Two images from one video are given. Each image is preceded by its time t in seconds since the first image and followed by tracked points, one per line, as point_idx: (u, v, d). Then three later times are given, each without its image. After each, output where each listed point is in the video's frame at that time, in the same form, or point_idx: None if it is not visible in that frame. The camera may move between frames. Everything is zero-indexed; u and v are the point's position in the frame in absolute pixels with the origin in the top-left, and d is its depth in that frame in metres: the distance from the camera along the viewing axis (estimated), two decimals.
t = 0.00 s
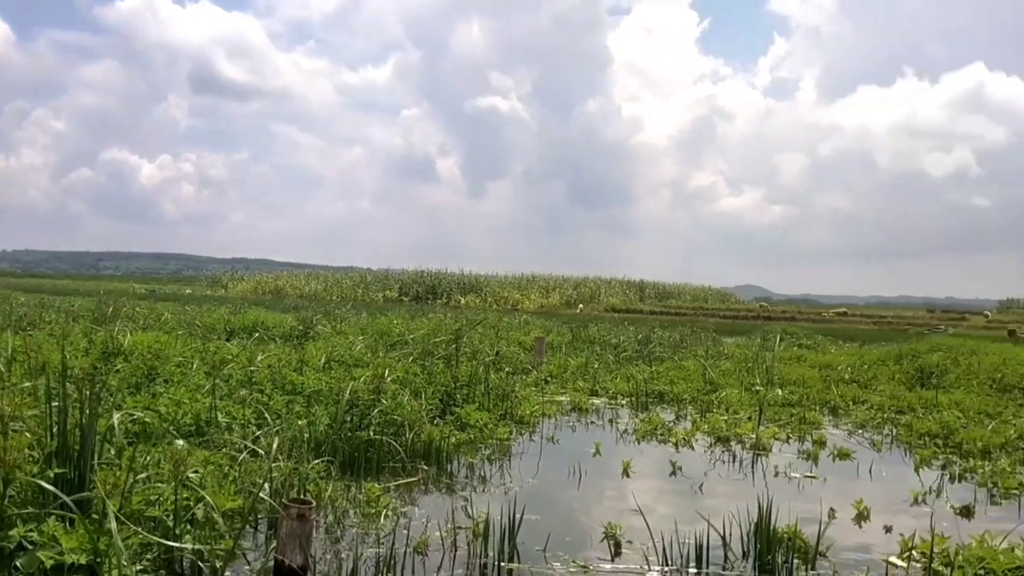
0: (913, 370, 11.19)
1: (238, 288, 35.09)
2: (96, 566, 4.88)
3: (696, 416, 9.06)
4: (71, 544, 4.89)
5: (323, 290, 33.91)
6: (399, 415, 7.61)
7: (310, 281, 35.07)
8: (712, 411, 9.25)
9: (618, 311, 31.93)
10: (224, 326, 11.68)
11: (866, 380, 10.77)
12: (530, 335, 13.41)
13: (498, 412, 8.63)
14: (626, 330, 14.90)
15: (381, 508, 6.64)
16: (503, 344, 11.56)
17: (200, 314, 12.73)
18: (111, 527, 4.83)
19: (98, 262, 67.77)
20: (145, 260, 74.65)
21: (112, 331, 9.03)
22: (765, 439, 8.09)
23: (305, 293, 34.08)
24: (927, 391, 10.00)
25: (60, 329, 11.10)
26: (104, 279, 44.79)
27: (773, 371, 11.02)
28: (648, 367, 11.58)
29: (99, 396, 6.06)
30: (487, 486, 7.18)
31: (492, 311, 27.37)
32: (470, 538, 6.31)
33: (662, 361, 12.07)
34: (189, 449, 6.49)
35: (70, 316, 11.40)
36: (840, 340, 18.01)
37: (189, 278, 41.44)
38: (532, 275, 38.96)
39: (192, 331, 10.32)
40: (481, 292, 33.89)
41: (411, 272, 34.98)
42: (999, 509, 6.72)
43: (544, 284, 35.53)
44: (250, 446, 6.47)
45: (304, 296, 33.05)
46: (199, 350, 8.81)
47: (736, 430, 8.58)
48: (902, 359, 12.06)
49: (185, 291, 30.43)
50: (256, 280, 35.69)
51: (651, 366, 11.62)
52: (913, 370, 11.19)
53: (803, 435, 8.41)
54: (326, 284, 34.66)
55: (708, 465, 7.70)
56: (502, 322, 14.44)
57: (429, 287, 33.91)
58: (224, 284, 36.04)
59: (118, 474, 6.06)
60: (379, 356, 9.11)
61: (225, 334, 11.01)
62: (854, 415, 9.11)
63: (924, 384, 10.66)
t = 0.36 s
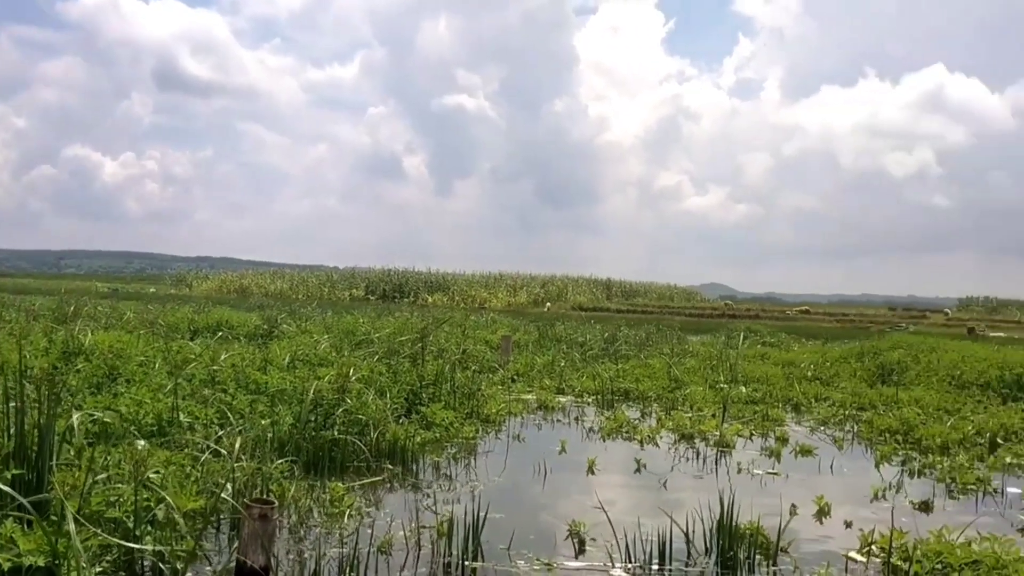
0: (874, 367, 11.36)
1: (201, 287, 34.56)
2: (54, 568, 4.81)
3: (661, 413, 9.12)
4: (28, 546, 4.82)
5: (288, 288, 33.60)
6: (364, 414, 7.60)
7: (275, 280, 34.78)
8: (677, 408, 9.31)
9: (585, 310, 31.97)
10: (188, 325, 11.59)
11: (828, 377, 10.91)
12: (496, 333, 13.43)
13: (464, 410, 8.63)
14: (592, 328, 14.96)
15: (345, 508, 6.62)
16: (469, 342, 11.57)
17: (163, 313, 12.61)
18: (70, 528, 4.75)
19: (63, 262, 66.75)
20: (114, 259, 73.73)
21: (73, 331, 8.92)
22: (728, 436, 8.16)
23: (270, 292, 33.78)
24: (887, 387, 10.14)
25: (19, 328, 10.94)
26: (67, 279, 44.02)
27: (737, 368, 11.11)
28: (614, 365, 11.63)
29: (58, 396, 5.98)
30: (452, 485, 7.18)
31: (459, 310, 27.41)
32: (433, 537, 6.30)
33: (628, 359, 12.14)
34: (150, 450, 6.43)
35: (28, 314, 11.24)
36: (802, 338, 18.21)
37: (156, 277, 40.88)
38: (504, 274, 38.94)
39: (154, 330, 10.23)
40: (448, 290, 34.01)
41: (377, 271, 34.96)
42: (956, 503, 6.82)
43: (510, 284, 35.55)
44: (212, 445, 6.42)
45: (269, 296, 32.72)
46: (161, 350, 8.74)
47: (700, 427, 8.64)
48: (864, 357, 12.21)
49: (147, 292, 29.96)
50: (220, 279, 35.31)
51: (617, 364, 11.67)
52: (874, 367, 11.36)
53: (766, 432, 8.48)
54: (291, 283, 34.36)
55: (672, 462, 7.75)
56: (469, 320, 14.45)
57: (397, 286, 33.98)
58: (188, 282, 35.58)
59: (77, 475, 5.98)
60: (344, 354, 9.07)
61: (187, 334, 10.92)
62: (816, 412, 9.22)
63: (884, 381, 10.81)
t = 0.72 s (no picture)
0: (836, 364, 11.50)
1: (163, 284, 34.12)
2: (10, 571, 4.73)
3: (626, 411, 9.17)
4: None
5: (252, 286, 33.31)
6: (327, 413, 7.57)
7: (238, 278, 34.47)
8: (641, 406, 9.37)
9: (553, 308, 32.03)
10: (150, 325, 11.48)
11: (790, 375, 11.03)
12: (461, 332, 13.44)
13: (429, 409, 8.62)
14: (558, 327, 15.01)
15: (308, 508, 6.59)
16: (435, 341, 11.56)
17: (124, 312, 12.46)
18: (26, 529, 4.67)
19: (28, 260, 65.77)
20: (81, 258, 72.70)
21: (31, 330, 8.81)
22: (692, 433, 8.21)
23: (233, 291, 33.47)
24: (848, 384, 10.28)
25: None
26: (29, 278, 43.28)
27: (700, 366, 11.19)
28: (578, 363, 11.68)
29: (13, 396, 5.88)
30: (416, 484, 7.17)
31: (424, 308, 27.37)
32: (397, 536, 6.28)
33: (592, 356, 12.19)
34: (109, 450, 6.36)
35: None
36: (766, 336, 18.38)
37: (121, 274, 40.33)
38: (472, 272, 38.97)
39: (115, 329, 10.11)
40: (414, 288, 34.01)
41: (343, 269, 34.82)
42: (914, 498, 6.92)
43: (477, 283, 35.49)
44: (173, 445, 6.35)
45: (232, 295, 32.43)
46: (121, 349, 8.65)
47: (664, 424, 8.70)
48: (825, 354, 12.34)
49: (106, 291, 29.53)
50: (182, 277, 34.92)
51: (582, 362, 11.72)
52: (835, 364, 11.51)
53: (728, 428, 8.55)
54: (253, 280, 34.02)
55: (636, 459, 7.79)
56: (435, 319, 14.45)
57: (362, 284, 33.88)
58: (149, 281, 35.14)
59: (34, 475, 5.89)
60: (307, 352, 9.02)
61: (148, 333, 10.82)
62: (779, 409, 9.31)
63: (845, 378, 10.96)
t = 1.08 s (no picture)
0: (783, 360, 11.69)
1: (109, 283, 33.64)
2: None
3: (577, 407, 9.22)
4: None
5: (200, 284, 32.86)
6: (275, 412, 7.52)
7: (187, 276, 34.02)
8: (592, 402, 9.43)
9: (504, 306, 32.14)
10: (94, 324, 11.26)
11: (738, 371, 11.18)
12: (413, 330, 13.39)
13: (379, 407, 8.59)
14: (509, 324, 15.05)
15: (255, 507, 6.51)
16: (385, 339, 11.52)
17: (65, 310, 12.22)
18: None
19: None
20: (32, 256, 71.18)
21: None
22: (641, 429, 8.28)
23: (181, 288, 32.99)
24: (794, 380, 10.45)
25: None
26: None
27: (650, 362, 11.28)
28: (530, 360, 11.71)
29: None
30: (367, 482, 7.14)
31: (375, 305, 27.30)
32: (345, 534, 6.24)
33: (544, 353, 12.23)
34: (50, 450, 6.25)
35: None
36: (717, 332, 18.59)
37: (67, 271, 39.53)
38: (427, 270, 38.88)
39: (57, 328, 9.91)
40: (365, 285, 33.93)
41: (292, 268, 34.59)
42: (858, 490, 7.05)
43: (429, 282, 35.58)
44: (116, 444, 6.24)
45: (179, 292, 31.99)
46: (65, 347, 8.58)
47: (614, 420, 8.76)
48: (773, 350, 12.52)
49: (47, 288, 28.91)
50: (129, 275, 34.31)
51: (533, 359, 11.75)
52: (783, 360, 11.69)
53: (678, 424, 8.64)
54: (203, 279, 33.57)
55: (587, 455, 7.83)
56: (385, 317, 14.40)
57: (312, 281, 33.65)
58: (95, 280, 34.51)
59: None
60: (256, 350, 8.93)
61: (92, 333, 10.67)
62: (727, 404, 9.43)
63: (793, 374, 11.14)
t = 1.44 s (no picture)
0: (746, 358, 11.81)
1: (70, 283, 33.20)
2: None
3: (542, 405, 9.26)
4: None
5: (163, 283, 32.54)
6: (239, 412, 7.47)
7: (149, 275, 33.70)
8: (558, 400, 9.46)
9: (471, 304, 32.20)
10: (53, 323, 11.10)
11: (702, 368, 11.28)
12: (378, 328, 13.37)
13: (343, 407, 8.57)
14: (474, 323, 15.08)
15: (217, 507, 6.46)
16: (350, 338, 11.49)
17: (21, 309, 12.03)
18: None
19: None
20: None
21: None
22: (607, 427, 8.33)
23: (143, 287, 32.62)
24: (757, 378, 10.57)
25: None
26: None
27: (616, 360, 11.34)
28: (496, 358, 11.73)
29: None
30: (331, 481, 7.13)
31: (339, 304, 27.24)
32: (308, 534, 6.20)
33: (510, 352, 12.25)
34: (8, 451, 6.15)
35: None
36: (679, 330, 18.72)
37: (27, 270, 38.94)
38: (393, 269, 38.78)
39: (15, 327, 9.77)
40: (331, 284, 33.85)
41: (257, 266, 34.42)
42: (819, 486, 7.12)
43: (393, 280, 35.60)
44: (76, 444, 6.17)
45: (142, 291, 31.67)
46: (23, 347, 8.42)
47: (579, 418, 8.80)
48: (736, 348, 12.65)
49: (2, 287, 28.43)
50: (90, 274, 33.87)
51: (499, 357, 11.77)
52: (746, 358, 11.82)
53: (642, 422, 8.70)
54: (166, 277, 33.26)
55: (552, 453, 7.86)
56: (350, 316, 14.37)
57: (276, 280, 33.51)
58: (55, 278, 34.08)
59: None
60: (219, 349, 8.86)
61: (51, 332, 10.51)
62: (691, 401, 9.51)
63: (756, 372, 11.27)
